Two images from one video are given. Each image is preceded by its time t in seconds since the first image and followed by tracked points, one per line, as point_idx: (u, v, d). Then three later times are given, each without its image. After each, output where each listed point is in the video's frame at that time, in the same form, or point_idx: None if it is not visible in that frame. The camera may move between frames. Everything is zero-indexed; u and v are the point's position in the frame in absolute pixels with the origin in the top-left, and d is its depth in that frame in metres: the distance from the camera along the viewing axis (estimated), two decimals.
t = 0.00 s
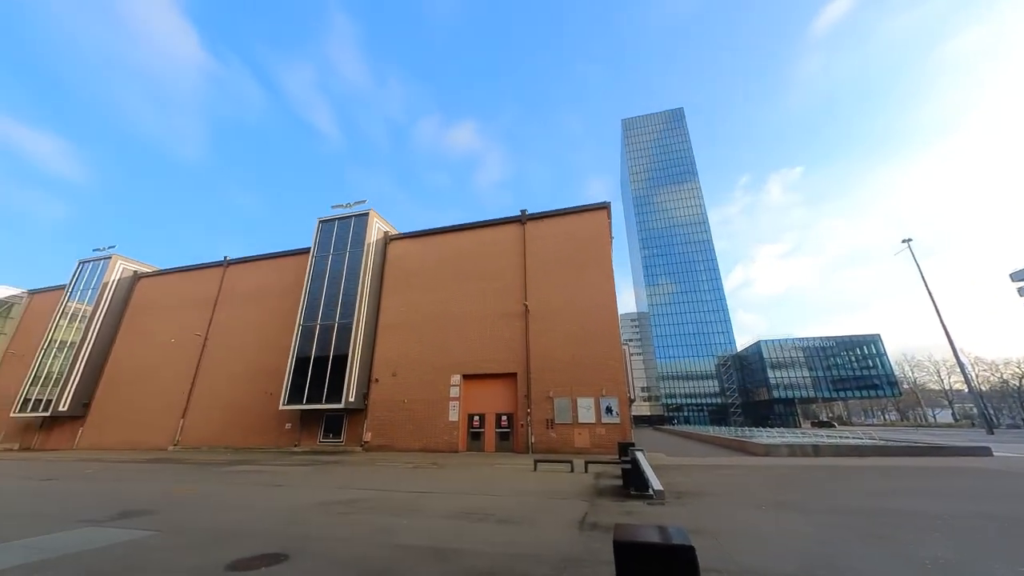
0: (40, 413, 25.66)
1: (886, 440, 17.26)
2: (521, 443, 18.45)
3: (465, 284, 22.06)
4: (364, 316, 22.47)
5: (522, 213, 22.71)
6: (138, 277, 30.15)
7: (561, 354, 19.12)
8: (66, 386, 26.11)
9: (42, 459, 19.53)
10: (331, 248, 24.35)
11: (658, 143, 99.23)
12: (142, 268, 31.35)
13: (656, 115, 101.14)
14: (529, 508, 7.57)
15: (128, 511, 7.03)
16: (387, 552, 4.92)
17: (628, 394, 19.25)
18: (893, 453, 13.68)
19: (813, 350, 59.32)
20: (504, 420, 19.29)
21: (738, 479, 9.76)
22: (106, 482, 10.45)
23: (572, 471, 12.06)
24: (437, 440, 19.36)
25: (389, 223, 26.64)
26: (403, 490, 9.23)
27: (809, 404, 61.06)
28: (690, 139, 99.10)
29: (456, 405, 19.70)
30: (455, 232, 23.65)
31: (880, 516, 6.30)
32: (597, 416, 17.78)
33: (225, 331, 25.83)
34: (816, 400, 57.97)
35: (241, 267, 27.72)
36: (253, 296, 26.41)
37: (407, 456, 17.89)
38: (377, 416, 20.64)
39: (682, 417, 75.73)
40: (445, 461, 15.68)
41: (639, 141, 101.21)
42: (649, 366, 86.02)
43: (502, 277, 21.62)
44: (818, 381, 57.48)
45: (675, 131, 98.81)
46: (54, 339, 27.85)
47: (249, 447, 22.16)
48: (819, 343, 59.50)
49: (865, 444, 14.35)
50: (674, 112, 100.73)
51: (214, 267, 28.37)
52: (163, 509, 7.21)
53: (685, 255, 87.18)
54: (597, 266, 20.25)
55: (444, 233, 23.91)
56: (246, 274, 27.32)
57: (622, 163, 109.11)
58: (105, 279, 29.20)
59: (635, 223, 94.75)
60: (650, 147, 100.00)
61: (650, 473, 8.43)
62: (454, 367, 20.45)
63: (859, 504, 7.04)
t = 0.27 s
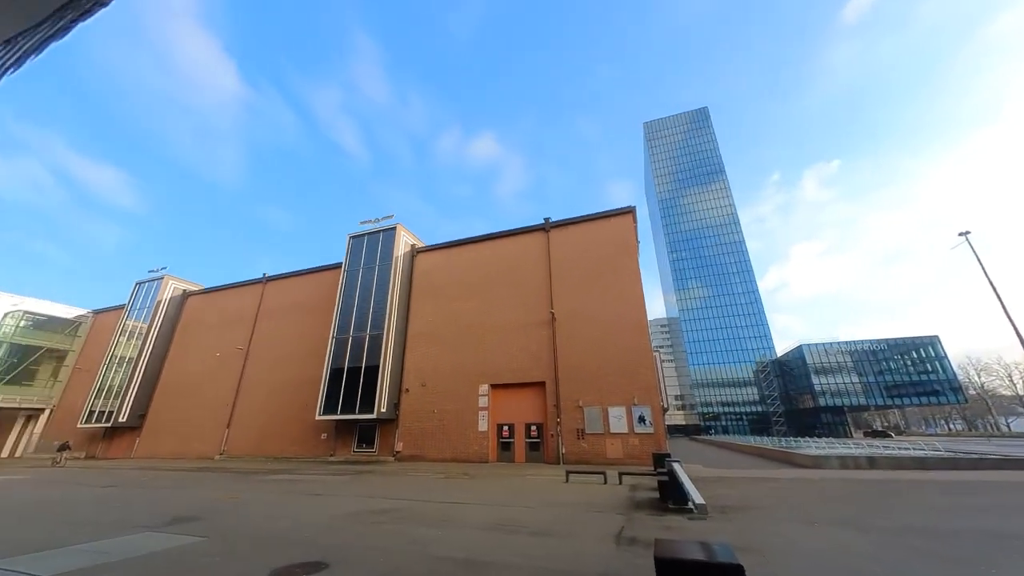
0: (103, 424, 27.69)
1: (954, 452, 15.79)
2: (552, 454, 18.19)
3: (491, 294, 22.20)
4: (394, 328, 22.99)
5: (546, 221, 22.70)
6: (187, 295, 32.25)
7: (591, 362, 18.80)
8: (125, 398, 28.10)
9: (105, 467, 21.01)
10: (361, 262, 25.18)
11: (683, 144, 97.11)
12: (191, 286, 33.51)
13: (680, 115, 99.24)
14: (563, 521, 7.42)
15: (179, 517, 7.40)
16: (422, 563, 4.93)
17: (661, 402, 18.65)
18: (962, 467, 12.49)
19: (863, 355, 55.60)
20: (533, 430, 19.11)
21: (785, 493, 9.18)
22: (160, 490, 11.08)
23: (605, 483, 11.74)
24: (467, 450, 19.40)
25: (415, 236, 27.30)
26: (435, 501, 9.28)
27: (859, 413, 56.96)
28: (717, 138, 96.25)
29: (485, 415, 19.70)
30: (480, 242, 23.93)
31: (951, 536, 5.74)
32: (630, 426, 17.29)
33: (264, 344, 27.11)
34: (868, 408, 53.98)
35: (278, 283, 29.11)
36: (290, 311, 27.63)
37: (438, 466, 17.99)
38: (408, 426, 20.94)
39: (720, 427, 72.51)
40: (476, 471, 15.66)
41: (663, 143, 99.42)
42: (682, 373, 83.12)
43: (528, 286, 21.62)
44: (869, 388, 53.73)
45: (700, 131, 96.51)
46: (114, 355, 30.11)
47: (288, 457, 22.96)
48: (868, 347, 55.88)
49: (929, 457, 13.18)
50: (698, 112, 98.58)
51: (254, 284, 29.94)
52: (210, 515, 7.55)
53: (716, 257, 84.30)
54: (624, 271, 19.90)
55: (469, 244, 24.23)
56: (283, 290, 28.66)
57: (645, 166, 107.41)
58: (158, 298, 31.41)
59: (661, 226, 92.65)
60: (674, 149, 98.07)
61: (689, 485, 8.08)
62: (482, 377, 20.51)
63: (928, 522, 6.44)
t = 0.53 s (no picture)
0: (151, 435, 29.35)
1: None
2: (581, 464, 17.84)
3: (515, 302, 22.25)
4: (420, 338, 23.38)
5: (567, 228, 22.63)
6: (226, 311, 33.97)
7: (618, 369, 18.42)
8: (171, 411, 29.72)
9: (154, 476, 22.18)
10: (387, 275, 25.84)
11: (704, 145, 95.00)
12: (229, 303, 35.29)
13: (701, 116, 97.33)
14: (595, 534, 7.23)
15: (222, 525, 7.71)
16: None
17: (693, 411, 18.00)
18: None
19: (912, 358, 51.96)
20: (561, 440, 18.83)
21: (834, 507, 8.61)
22: (205, 498, 11.59)
23: (638, 495, 11.39)
24: (495, 461, 19.30)
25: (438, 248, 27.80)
26: (465, 512, 9.26)
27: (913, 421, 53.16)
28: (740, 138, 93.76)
29: (511, 424, 19.59)
30: (502, 252, 24.11)
31: None
32: (661, 435, 16.75)
33: (297, 357, 28.11)
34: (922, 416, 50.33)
35: (309, 297, 30.24)
36: (320, 324, 28.60)
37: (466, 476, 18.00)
38: (436, 436, 21.09)
39: (757, 437, 69.18)
40: (504, 482, 15.54)
41: (684, 144, 97.56)
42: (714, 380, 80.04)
43: (551, 293, 21.53)
44: (922, 394, 50.14)
45: (723, 130, 94.28)
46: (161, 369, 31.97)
47: (321, 467, 23.54)
48: (918, 350, 52.21)
49: (996, 469, 12.07)
50: (720, 111, 96.47)
51: (287, 299, 31.22)
52: (250, 524, 7.83)
53: (746, 259, 81.41)
54: (649, 276, 19.51)
55: (491, 254, 24.46)
56: (314, 304, 29.73)
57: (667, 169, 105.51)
58: (200, 315, 33.24)
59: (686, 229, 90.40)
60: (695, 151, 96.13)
61: (729, 499, 7.66)
62: (508, 386, 20.46)
63: (1000, 542, 5.86)
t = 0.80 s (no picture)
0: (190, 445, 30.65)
1: None
2: (607, 474, 17.45)
3: (535, 310, 22.20)
4: (442, 348, 23.60)
5: (586, 234, 22.49)
6: (258, 325, 35.32)
7: (642, 376, 18.01)
8: (207, 421, 30.99)
9: (192, 485, 23.10)
10: (409, 286, 26.32)
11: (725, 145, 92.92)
12: (260, 316, 36.70)
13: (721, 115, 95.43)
14: (625, 546, 7.04)
15: (256, 533, 7.95)
16: None
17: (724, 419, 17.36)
18: None
19: (962, 360, 48.47)
20: (586, 449, 18.52)
21: (882, 522, 8.08)
22: (240, 506, 11.98)
23: (668, 506, 11.03)
24: (519, 470, 19.13)
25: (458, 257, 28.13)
26: (491, 523, 9.20)
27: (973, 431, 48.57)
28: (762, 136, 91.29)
29: (535, 433, 19.41)
30: (521, 260, 24.17)
31: None
32: (690, 445, 16.22)
33: (324, 368, 28.87)
34: (981, 426, 46.01)
35: (335, 309, 31.10)
36: (346, 335, 29.34)
37: (490, 486, 17.92)
38: (459, 445, 21.11)
39: (793, 446, 66.10)
40: (529, 492, 15.36)
41: (704, 145, 95.71)
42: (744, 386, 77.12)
43: (572, 300, 21.38)
44: (975, 400, 46.34)
45: (744, 129, 92.10)
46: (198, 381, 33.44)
47: (348, 476, 23.93)
48: (969, 353, 48.63)
49: None
50: (740, 109, 94.38)
51: (314, 311, 32.22)
52: (283, 532, 8.04)
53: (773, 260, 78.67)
54: (672, 280, 19.11)
55: (510, 263, 24.56)
56: (339, 316, 30.54)
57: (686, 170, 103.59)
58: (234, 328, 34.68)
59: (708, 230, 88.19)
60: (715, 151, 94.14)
61: (766, 513, 7.27)
62: (531, 394, 20.33)
63: None
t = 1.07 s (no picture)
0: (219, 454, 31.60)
1: None
2: (630, 484, 17.04)
3: (553, 316, 22.10)
4: (460, 356, 23.70)
5: (603, 240, 22.33)
6: (282, 336, 36.33)
7: (665, 382, 17.61)
8: (235, 431, 31.92)
9: (222, 494, 23.77)
10: (426, 295, 26.64)
11: (743, 145, 91.09)
12: (284, 328, 37.75)
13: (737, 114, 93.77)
14: (652, 559, 6.83)
15: (283, 541, 8.09)
16: None
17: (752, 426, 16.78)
18: None
19: (1010, 362, 45.61)
20: (608, 458, 18.19)
21: (929, 535, 7.59)
22: (268, 515, 12.24)
23: (695, 517, 10.69)
24: (540, 479, 18.90)
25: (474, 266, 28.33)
26: (513, 533, 9.11)
27: None
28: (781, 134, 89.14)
29: (555, 442, 19.19)
30: (538, 267, 24.17)
31: None
32: (716, 453, 15.71)
33: (346, 378, 29.40)
34: None
35: (355, 320, 31.71)
36: (366, 345, 29.84)
37: (511, 496, 17.77)
38: (479, 454, 21.04)
39: (825, 453, 63.68)
40: (551, 502, 15.13)
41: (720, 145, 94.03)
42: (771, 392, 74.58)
43: (589, 306, 21.20)
44: None
45: (762, 127, 90.20)
46: (226, 392, 34.56)
47: (370, 485, 24.17)
48: (1017, 354, 45.69)
49: None
50: (758, 108, 92.61)
51: (335, 322, 32.92)
52: (309, 541, 8.16)
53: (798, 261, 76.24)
54: (692, 284, 18.71)
55: (526, 270, 24.60)
56: (359, 326, 31.12)
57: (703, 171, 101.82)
58: (259, 340, 35.74)
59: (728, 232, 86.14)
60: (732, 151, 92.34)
61: (802, 523, 6.91)
62: (550, 402, 20.15)
63: None
